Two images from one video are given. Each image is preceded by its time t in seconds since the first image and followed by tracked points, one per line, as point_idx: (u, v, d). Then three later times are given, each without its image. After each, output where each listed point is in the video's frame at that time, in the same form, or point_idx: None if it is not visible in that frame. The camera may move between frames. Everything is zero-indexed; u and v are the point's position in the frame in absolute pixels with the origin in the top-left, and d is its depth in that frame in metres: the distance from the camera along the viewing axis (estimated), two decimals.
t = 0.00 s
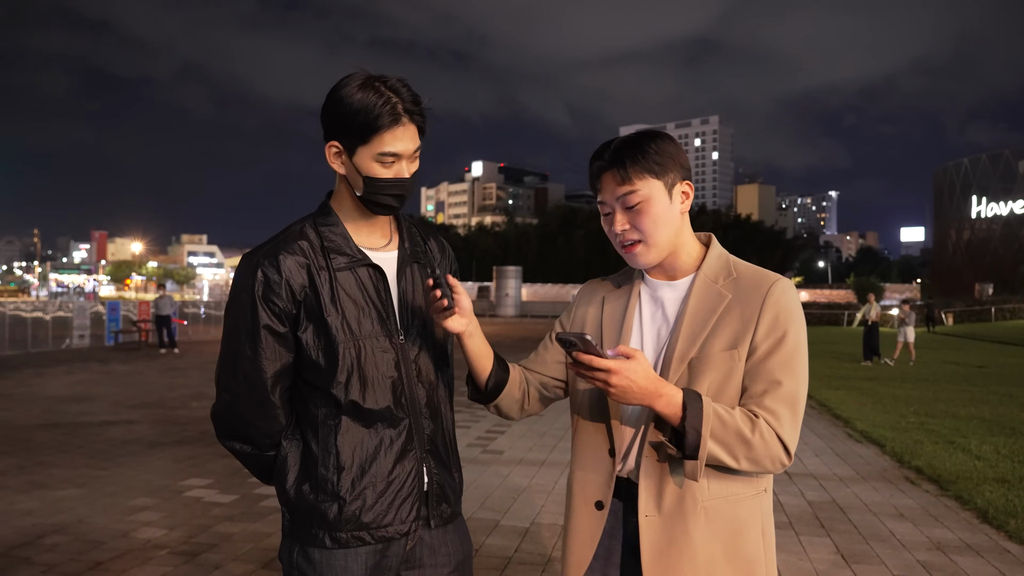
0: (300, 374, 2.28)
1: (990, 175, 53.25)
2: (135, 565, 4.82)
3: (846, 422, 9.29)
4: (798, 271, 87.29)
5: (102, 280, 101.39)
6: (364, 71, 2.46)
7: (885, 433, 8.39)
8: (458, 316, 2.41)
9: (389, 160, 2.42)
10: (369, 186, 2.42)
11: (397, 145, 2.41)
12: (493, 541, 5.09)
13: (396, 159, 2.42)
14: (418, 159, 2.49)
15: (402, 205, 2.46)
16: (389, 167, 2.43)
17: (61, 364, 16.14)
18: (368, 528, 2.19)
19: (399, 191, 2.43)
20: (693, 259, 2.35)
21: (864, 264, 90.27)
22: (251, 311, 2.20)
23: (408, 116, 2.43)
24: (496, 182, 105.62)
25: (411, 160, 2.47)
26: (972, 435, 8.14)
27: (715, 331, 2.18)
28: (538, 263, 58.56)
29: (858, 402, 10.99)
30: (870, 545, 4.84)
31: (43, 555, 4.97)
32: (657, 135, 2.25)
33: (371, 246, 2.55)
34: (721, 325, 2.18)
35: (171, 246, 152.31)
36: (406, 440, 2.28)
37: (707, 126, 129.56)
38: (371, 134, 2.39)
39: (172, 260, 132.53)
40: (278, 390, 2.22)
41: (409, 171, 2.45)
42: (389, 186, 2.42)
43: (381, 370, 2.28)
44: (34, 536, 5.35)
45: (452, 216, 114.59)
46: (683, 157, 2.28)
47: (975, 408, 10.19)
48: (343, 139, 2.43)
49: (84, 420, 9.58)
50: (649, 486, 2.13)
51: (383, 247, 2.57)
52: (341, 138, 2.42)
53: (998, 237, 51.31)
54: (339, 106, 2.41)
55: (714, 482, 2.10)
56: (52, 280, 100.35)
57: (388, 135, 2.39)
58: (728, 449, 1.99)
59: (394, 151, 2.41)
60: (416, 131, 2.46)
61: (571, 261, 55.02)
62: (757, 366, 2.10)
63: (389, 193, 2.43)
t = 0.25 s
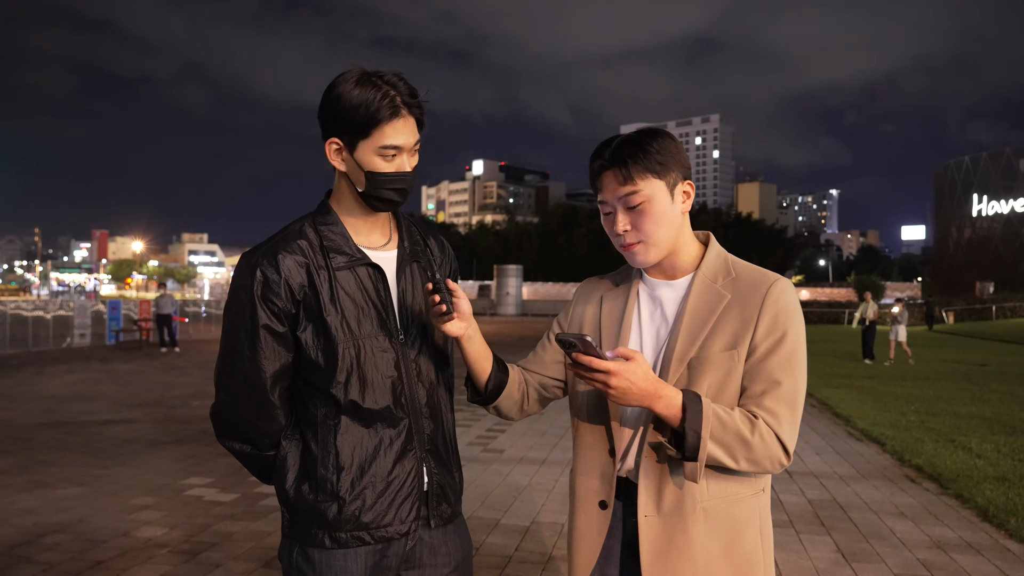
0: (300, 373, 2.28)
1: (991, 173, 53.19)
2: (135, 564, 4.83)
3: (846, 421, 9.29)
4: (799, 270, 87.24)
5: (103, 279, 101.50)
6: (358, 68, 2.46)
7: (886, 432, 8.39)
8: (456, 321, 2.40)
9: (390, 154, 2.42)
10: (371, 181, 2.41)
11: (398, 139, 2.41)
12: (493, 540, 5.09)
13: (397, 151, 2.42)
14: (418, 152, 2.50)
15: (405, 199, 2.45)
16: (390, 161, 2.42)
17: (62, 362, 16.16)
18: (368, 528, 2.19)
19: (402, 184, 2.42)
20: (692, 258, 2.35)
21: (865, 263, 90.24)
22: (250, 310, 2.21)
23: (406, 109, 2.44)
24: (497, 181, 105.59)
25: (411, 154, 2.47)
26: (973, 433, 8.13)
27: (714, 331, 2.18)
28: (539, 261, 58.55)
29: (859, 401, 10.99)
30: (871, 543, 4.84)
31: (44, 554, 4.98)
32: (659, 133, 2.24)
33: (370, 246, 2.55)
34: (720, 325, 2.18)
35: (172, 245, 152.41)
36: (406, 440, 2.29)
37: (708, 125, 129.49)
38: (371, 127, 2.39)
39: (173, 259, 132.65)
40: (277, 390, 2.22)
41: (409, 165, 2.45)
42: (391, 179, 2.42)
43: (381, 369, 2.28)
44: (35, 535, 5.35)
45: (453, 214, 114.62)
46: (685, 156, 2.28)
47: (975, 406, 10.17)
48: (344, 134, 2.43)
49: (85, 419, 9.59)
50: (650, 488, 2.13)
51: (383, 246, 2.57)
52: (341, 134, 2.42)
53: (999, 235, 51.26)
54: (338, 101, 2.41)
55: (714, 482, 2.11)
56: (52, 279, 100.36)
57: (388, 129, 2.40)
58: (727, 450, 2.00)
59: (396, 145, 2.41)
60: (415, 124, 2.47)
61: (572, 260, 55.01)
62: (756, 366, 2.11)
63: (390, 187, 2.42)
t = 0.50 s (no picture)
0: (299, 373, 2.28)
1: (993, 172, 53.09)
2: (136, 563, 4.83)
3: (847, 420, 9.28)
4: (800, 269, 87.17)
5: (104, 278, 101.60)
6: (351, 64, 2.47)
7: (887, 431, 8.38)
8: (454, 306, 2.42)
9: (387, 146, 2.43)
10: (370, 174, 2.42)
11: (394, 131, 2.42)
12: (494, 539, 5.09)
13: (395, 144, 2.44)
14: (414, 145, 2.51)
15: (404, 192, 2.46)
16: (388, 153, 2.43)
17: (63, 362, 16.17)
18: (368, 528, 2.19)
19: (400, 176, 2.44)
20: (700, 263, 2.36)
21: (866, 262, 90.14)
22: (249, 310, 2.21)
23: (401, 100, 2.45)
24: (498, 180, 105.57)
25: (408, 146, 2.49)
26: (974, 432, 8.13)
27: (718, 337, 2.18)
28: (540, 260, 58.51)
29: (861, 399, 10.98)
30: (872, 542, 4.84)
31: (45, 553, 4.98)
32: (673, 134, 2.24)
33: (370, 244, 2.56)
34: (725, 330, 2.18)
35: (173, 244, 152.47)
36: (406, 439, 2.29)
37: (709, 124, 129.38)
38: (368, 119, 2.40)
39: (175, 258, 132.76)
40: (277, 390, 2.22)
41: (407, 157, 2.47)
42: (389, 172, 2.42)
43: (382, 368, 2.28)
44: (36, 534, 5.36)
45: (454, 214, 114.63)
46: (697, 158, 2.28)
47: (977, 405, 10.16)
48: (341, 128, 2.44)
49: (86, 418, 9.60)
50: (644, 488, 2.13)
51: (382, 245, 2.57)
52: (337, 128, 2.42)
53: (1001, 234, 51.18)
54: (335, 95, 2.42)
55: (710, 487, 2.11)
56: (54, 279, 100.42)
57: (385, 121, 2.41)
58: (726, 456, 2.00)
59: (393, 136, 2.42)
60: (410, 116, 2.49)
61: (573, 259, 54.99)
62: (759, 373, 2.11)
63: (388, 179, 2.42)
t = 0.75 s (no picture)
0: (299, 372, 2.28)
1: (993, 170, 53.08)
2: (137, 564, 4.83)
3: (848, 418, 9.28)
4: (801, 268, 87.14)
5: (105, 278, 101.64)
6: (350, 63, 2.47)
7: (888, 429, 8.39)
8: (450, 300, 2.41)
9: (386, 145, 2.43)
10: (368, 173, 2.42)
11: (393, 130, 2.42)
12: (495, 539, 5.09)
13: (393, 143, 2.44)
14: (412, 144, 2.51)
15: (402, 191, 2.46)
16: (386, 152, 2.44)
17: (64, 363, 16.18)
18: (369, 527, 2.20)
19: (398, 175, 2.44)
20: (708, 266, 2.36)
21: (867, 260, 90.12)
22: (248, 309, 2.21)
23: (399, 100, 2.45)
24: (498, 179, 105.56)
25: (406, 146, 2.49)
26: (975, 430, 8.13)
27: (719, 341, 2.17)
28: (541, 260, 58.52)
29: (862, 398, 10.99)
30: (873, 540, 4.84)
31: (46, 554, 4.98)
32: (687, 134, 2.24)
33: (368, 243, 2.56)
34: (727, 335, 2.18)
35: (173, 245, 152.52)
36: (406, 439, 2.29)
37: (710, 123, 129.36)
38: (366, 119, 2.40)
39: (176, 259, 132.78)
40: (277, 390, 2.22)
41: (405, 157, 2.47)
42: (387, 172, 2.42)
43: (381, 367, 2.28)
44: (37, 535, 5.36)
45: (455, 214, 114.66)
46: (710, 160, 2.28)
47: (978, 403, 10.16)
48: (340, 128, 2.44)
49: (87, 419, 9.60)
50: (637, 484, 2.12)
51: (380, 244, 2.58)
52: (336, 128, 2.42)
53: (1001, 232, 51.15)
54: (333, 94, 2.42)
55: (704, 491, 2.10)
56: (54, 280, 100.44)
57: (383, 121, 2.41)
58: (720, 460, 2.00)
59: (392, 136, 2.42)
60: (409, 115, 2.49)
61: (573, 258, 55.00)
62: (760, 379, 2.10)
63: (386, 179, 2.42)
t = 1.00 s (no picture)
0: (301, 371, 2.28)
1: (996, 168, 52.97)
2: (140, 563, 4.84)
3: (851, 417, 9.28)
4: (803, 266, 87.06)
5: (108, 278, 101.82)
6: (350, 61, 2.48)
7: (890, 428, 8.38)
8: (462, 292, 2.48)
9: (387, 143, 2.44)
10: (370, 171, 2.42)
11: (394, 127, 2.43)
12: (498, 538, 5.09)
13: (395, 140, 2.44)
14: (413, 142, 2.52)
15: (403, 189, 2.47)
16: (387, 150, 2.44)
17: (67, 362, 16.21)
18: (372, 526, 2.20)
19: (399, 173, 2.45)
20: (709, 259, 2.36)
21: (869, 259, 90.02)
22: (251, 308, 2.21)
23: (400, 98, 2.46)
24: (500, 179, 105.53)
25: (407, 143, 2.50)
26: (977, 429, 8.12)
27: (718, 335, 2.17)
28: (543, 259, 58.51)
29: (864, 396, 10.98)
30: (876, 539, 4.83)
31: (49, 553, 4.99)
32: (690, 130, 2.24)
33: (370, 241, 2.55)
34: (725, 328, 2.18)
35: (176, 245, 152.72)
36: (408, 437, 2.29)
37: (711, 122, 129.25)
38: (367, 116, 2.40)
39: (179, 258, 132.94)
40: (279, 389, 2.22)
41: (407, 154, 2.47)
42: (389, 169, 2.43)
43: (383, 366, 2.28)
44: (40, 534, 5.37)
45: (457, 213, 114.67)
46: (712, 156, 2.28)
47: (981, 402, 10.15)
48: (341, 125, 2.44)
49: (90, 418, 9.62)
50: (640, 481, 2.12)
51: (382, 242, 2.57)
52: (337, 125, 2.43)
53: (1004, 231, 51.06)
54: (334, 92, 2.42)
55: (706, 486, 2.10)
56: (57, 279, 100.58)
57: (385, 118, 2.41)
58: (720, 454, 1.99)
59: (393, 132, 2.43)
60: (410, 113, 2.49)
61: (575, 257, 54.98)
62: (760, 373, 2.10)
63: (388, 176, 2.43)
